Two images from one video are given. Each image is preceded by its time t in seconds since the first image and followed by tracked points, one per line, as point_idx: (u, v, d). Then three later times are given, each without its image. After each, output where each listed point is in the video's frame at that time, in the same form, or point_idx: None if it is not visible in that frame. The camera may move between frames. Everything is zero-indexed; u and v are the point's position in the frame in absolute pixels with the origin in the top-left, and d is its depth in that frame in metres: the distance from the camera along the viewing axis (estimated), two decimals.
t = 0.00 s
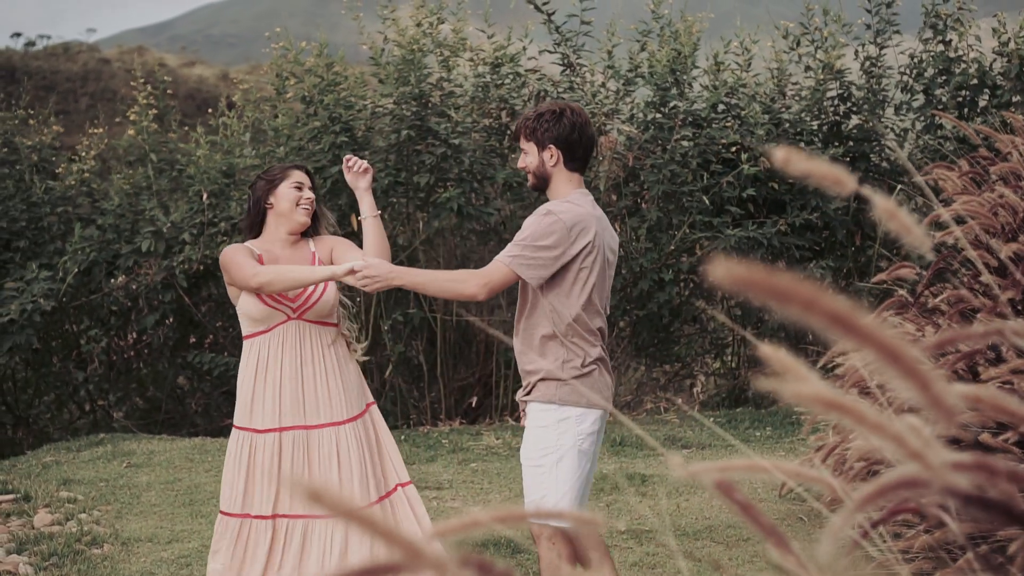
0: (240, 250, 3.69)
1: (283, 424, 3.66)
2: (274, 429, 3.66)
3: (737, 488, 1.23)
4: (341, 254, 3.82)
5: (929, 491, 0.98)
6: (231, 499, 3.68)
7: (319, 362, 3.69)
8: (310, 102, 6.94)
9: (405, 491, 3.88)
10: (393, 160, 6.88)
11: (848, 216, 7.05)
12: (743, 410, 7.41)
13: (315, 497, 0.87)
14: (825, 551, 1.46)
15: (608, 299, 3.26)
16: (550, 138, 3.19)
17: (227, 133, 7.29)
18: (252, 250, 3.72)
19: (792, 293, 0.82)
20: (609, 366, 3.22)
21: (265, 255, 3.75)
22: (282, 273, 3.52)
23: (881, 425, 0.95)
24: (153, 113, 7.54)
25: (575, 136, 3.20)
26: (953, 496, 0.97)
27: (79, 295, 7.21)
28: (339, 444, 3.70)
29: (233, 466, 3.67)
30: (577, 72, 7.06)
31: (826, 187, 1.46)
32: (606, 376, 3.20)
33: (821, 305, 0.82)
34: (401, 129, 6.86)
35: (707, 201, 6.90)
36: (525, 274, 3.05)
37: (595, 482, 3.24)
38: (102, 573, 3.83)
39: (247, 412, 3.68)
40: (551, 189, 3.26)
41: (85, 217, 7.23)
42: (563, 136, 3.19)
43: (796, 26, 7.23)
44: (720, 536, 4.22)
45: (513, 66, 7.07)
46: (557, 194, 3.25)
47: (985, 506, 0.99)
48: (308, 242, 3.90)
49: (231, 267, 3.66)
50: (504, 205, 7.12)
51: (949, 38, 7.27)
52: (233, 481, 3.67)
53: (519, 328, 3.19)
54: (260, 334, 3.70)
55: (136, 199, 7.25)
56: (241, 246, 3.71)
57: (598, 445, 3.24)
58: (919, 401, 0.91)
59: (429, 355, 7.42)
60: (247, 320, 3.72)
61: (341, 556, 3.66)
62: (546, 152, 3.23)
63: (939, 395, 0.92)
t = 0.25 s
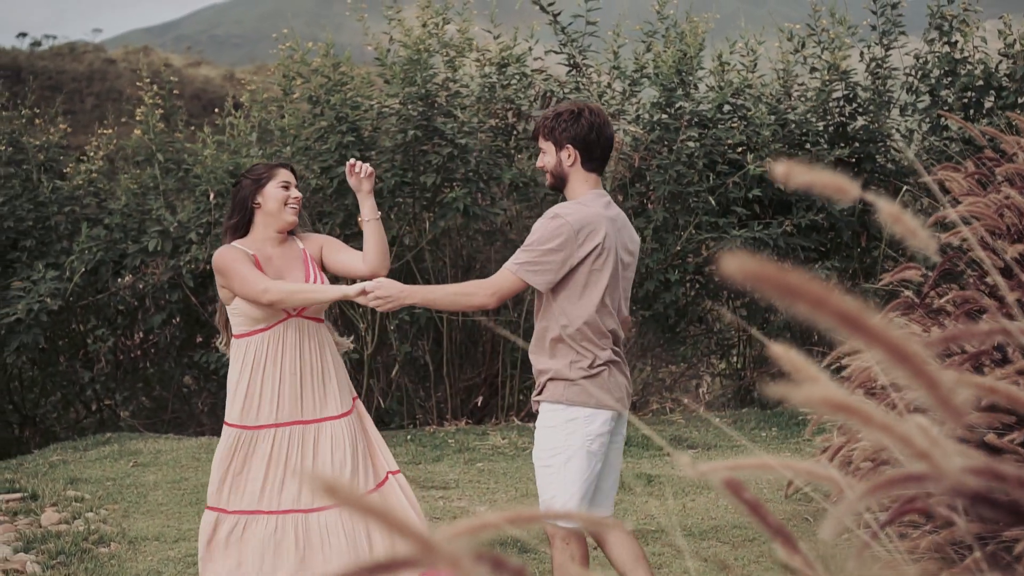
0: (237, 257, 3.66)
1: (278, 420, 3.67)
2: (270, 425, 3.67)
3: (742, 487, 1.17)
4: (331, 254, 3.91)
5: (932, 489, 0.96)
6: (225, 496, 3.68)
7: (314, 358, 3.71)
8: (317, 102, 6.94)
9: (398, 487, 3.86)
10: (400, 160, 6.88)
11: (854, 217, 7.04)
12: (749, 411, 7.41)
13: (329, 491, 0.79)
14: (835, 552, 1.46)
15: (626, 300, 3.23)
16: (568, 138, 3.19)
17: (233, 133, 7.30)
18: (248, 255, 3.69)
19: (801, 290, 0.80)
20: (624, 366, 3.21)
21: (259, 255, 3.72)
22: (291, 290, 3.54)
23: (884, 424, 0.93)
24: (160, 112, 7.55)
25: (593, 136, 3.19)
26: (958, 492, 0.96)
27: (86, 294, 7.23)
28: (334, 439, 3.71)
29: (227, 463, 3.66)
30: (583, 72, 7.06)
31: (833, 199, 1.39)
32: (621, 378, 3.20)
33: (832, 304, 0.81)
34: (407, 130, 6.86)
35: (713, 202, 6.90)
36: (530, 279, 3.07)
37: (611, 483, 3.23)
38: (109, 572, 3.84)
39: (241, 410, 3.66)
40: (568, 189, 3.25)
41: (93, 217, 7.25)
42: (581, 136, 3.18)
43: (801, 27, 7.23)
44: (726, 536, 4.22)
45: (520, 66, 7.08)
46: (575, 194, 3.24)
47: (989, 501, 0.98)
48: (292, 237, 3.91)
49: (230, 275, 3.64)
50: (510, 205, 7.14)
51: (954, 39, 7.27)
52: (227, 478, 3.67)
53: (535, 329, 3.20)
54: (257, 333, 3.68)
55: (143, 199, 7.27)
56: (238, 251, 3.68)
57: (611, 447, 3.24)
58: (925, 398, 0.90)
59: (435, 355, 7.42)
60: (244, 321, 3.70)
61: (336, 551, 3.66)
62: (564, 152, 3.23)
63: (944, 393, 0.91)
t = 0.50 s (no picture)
0: (240, 259, 3.67)
1: (284, 416, 3.68)
2: (272, 421, 3.67)
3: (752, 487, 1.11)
4: (327, 251, 3.97)
5: (943, 487, 0.92)
6: (226, 492, 3.69)
7: (316, 354, 3.73)
8: (327, 102, 6.96)
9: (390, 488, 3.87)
10: (409, 160, 6.90)
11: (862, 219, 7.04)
12: (757, 412, 7.41)
13: (348, 493, 0.68)
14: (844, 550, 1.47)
15: (649, 301, 3.18)
16: (589, 138, 3.17)
17: (243, 133, 7.32)
18: (251, 257, 3.70)
19: (811, 291, 0.71)
20: (647, 369, 3.17)
21: (260, 255, 3.73)
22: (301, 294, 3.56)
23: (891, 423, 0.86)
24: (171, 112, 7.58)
25: (614, 137, 3.18)
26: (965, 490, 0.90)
27: (96, 293, 7.25)
28: (335, 433, 3.73)
29: (229, 459, 3.67)
30: (593, 73, 7.06)
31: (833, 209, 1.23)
32: (646, 384, 3.17)
33: (841, 306, 0.71)
34: (417, 130, 6.88)
35: (722, 203, 6.90)
36: (537, 279, 3.08)
37: (636, 479, 3.23)
38: (120, 570, 3.86)
39: (242, 406, 3.67)
40: (588, 189, 3.23)
41: (104, 217, 7.28)
42: (603, 136, 3.17)
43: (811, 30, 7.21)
44: (734, 536, 4.23)
45: (529, 67, 7.08)
46: (594, 194, 3.22)
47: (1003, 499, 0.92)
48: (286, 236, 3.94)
49: (236, 278, 3.65)
50: (519, 205, 7.17)
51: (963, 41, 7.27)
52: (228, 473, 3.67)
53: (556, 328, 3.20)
54: (263, 330, 3.68)
55: (153, 199, 7.29)
56: (241, 254, 3.69)
57: (632, 443, 3.24)
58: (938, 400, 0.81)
59: (443, 355, 7.44)
60: (249, 320, 3.71)
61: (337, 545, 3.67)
62: (585, 152, 3.21)
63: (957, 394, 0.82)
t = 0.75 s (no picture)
0: (246, 259, 3.65)
1: (291, 413, 3.68)
2: (278, 417, 3.66)
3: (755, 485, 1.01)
4: (325, 250, 4.02)
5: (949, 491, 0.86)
6: (227, 488, 3.69)
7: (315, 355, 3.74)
8: (337, 102, 6.96)
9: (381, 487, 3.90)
10: (419, 159, 6.90)
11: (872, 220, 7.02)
12: (765, 412, 7.39)
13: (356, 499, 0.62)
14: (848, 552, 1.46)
15: (672, 302, 3.12)
16: (610, 138, 3.13)
17: (253, 132, 7.34)
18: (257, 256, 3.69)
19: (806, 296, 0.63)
20: (669, 371, 3.11)
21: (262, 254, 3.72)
22: (313, 290, 3.57)
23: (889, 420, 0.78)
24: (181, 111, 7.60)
25: (635, 137, 3.13)
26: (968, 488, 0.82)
27: (107, 292, 7.27)
28: (338, 430, 3.76)
29: (232, 456, 3.67)
30: (603, 73, 7.06)
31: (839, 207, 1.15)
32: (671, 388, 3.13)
33: (849, 309, 0.66)
34: (427, 130, 6.88)
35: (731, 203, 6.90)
36: (548, 277, 3.08)
37: (660, 479, 3.17)
38: (129, 568, 3.87)
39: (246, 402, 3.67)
40: (608, 189, 3.20)
41: (114, 215, 7.31)
42: (624, 137, 3.12)
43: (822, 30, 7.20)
44: (742, 536, 4.22)
45: (538, 67, 7.07)
46: (614, 195, 3.19)
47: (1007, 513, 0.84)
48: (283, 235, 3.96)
49: (243, 278, 3.64)
50: (528, 205, 7.18)
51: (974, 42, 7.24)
52: (231, 470, 3.68)
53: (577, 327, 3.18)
54: (269, 329, 3.68)
55: (163, 198, 7.31)
56: (246, 253, 3.67)
57: (655, 443, 3.16)
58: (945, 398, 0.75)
59: (452, 354, 7.44)
60: (253, 318, 3.69)
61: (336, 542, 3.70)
62: (606, 152, 3.18)
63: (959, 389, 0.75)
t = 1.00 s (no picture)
0: (254, 258, 3.64)
1: (298, 412, 3.69)
2: (286, 417, 3.66)
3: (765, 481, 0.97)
4: (327, 252, 4.03)
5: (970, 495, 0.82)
6: (233, 488, 3.69)
7: (316, 357, 3.73)
8: (346, 102, 6.96)
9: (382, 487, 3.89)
10: (428, 160, 6.90)
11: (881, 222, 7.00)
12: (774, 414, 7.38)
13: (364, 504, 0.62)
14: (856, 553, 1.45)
15: (695, 303, 3.07)
16: (631, 139, 3.11)
17: (263, 132, 7.35)
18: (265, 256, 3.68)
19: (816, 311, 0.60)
20: (690, 373, 3.07)
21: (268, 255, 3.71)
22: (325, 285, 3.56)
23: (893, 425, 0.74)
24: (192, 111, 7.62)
25: (656, 139, 3.11)
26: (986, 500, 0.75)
27: (117, 291, 7.28)
28: (345, 430, 3.77)
29: (238, 456, 3.67)
30: (612, 74, 7.04)
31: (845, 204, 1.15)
32: (692, 390, 3.08)
33: (855, 318, 0.62)
34: (436, 130, 6.88)
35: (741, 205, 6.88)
36: (562, 275, 3.07)
37: (681, 483, 3.14)
38: (138, 567, 3.88)
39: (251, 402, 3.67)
40: (628, 191, 3.18)
41: (124, 215, 7.33)
42: (643, 138, 3.11)
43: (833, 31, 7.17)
44: (751, 538, 4.21)
45: (548, 67, 7.06)
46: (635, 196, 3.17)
47: None
48: (285, 236, 3.95)
49: (252, 277, 3.62)
50: (537, 206, 7.18)
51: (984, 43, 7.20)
52: (237, 471, 3.68)
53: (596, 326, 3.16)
54: (277, 328, 3.67)
55: (173, 198, 7.32)
56: (255, 253, 3.66)
57: (675, 446, 3.14)
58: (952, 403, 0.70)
59: (461, 355, 7.44)
60: (259, 318, 3.68)
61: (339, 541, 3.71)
62: (626, 153, 3.16)
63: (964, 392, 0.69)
